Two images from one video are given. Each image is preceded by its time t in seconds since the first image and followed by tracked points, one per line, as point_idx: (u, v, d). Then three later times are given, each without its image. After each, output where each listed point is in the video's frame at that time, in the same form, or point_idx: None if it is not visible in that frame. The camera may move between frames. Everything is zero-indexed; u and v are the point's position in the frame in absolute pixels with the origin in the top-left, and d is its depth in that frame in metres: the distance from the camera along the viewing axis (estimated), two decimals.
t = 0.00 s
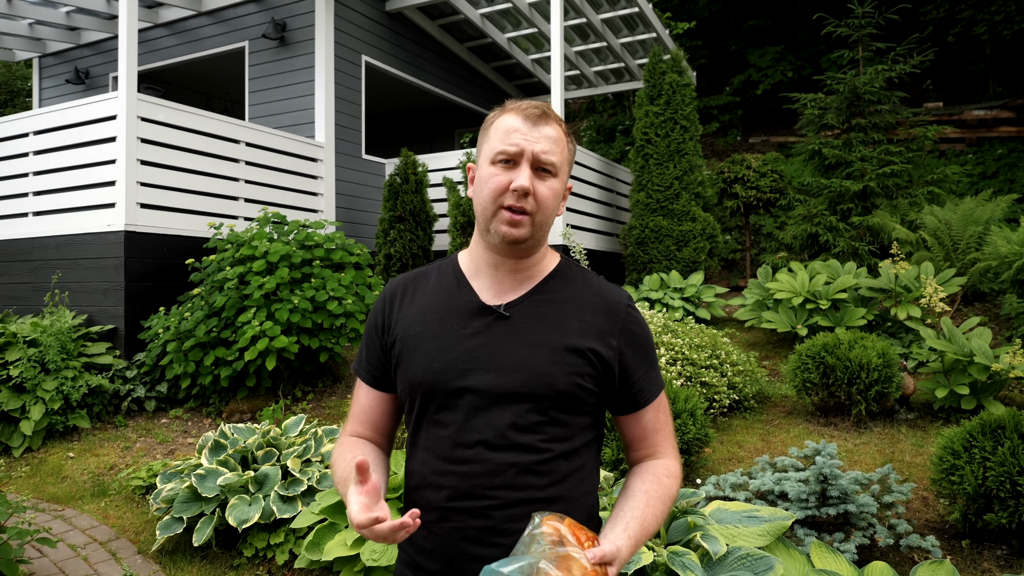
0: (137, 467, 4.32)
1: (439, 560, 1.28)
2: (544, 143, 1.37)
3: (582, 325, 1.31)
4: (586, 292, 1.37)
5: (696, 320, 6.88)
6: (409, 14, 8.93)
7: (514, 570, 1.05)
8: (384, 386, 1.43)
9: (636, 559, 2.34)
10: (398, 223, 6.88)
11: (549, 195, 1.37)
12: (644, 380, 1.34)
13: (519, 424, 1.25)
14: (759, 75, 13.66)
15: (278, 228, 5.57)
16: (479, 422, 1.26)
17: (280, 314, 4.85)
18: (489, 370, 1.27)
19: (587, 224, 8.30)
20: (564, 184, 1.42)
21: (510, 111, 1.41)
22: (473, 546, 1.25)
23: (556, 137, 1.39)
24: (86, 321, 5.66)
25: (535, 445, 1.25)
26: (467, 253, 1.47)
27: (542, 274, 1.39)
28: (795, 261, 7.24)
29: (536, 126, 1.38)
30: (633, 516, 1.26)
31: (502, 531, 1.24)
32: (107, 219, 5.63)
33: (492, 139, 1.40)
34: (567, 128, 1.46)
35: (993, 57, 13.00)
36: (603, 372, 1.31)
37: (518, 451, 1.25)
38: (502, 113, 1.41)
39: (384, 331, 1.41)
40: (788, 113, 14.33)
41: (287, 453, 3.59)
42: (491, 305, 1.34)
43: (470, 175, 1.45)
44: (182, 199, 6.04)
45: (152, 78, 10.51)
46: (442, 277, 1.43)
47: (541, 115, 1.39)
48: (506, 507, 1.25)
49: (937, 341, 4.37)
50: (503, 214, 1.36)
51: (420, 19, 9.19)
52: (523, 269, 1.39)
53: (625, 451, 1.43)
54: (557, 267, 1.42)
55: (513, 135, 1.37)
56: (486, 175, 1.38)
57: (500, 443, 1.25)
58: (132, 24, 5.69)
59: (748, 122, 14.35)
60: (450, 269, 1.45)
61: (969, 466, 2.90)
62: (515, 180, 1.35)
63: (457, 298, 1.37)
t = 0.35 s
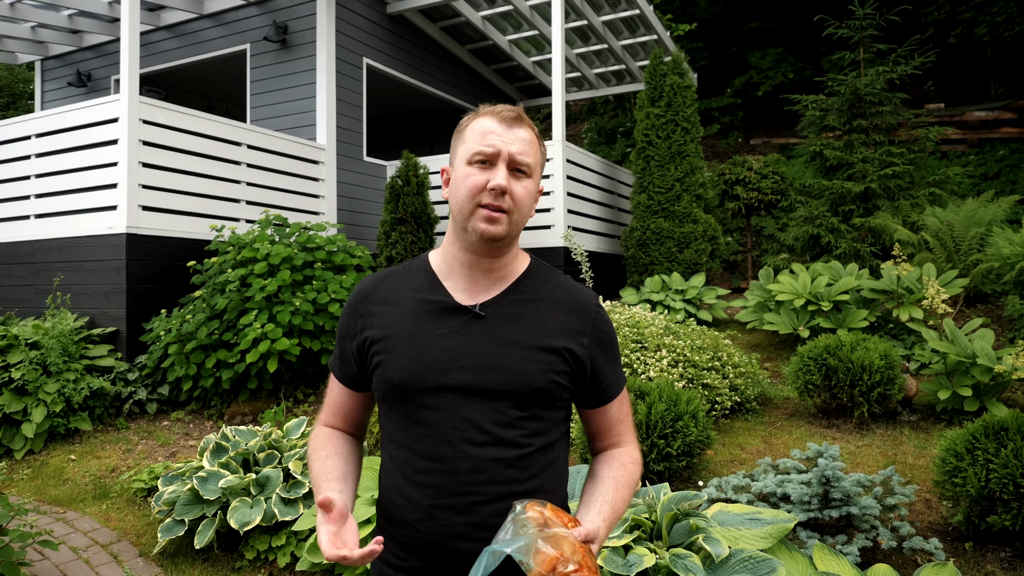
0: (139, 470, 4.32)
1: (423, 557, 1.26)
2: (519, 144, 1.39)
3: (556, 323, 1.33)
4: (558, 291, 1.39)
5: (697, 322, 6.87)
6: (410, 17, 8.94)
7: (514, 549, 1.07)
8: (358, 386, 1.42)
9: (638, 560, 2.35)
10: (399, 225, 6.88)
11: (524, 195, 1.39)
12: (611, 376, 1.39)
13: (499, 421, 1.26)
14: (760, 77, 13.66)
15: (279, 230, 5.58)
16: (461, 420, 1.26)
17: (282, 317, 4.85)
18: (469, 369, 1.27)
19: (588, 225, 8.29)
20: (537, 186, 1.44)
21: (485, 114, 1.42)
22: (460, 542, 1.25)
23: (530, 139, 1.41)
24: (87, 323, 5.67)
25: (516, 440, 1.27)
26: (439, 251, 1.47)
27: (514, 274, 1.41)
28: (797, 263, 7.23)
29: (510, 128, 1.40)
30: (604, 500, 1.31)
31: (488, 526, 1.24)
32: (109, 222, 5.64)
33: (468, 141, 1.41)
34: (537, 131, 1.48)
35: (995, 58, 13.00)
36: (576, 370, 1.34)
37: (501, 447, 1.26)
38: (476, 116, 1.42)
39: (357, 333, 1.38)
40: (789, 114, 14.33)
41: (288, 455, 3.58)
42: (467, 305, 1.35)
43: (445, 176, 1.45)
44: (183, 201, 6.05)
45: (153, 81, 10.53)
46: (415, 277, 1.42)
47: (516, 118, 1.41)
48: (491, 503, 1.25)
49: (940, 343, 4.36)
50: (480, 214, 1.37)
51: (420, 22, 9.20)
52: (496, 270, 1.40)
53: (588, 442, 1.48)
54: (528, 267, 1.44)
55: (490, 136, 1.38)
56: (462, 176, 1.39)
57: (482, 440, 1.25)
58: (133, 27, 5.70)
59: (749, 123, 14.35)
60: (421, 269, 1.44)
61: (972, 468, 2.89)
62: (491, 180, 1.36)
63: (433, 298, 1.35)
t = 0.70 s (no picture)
0: (142, 468, 4.33)
1: (427, 544, 1.28)
2: (480, 154, 1.35)
3: (538, 314, 1.35)
4: (536, 281, 1.40)
5: (699, 321, 6.87)
6: (412, 16, 8.95)
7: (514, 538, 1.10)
8: (347, 387, 1.40)
9: (640, 558, 2.36)
10: (402, 224, 6.89)
11: (492, 203, 1.37)
12: (589, 358, 1.42)
13: (492, 412, 1.28)
14: (762, 75, 13.64)
15: (282, 229, 5.58)
16: (456, 414, 1.27)
17: (285, 316, 4.86)
18: (460, 365, 1.28)
19: (590, 224, 8.29)
20: (503, 187, 1.41)
21: (440, 125, 1.37)
22: (462, 528, 1.27)
23: (490, 146, 1.37)
24: (91, 323, 5.69)
25: (508, 430, 1.29)
26: (415, 255, 1.44)
27: (492, 270, 1.40)
28: (800, 262, 7.21)
29: (467, 139, 1.35)
30: (587, 476, 1.36)
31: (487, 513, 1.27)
32: (112, 222, 5.66)
33: (427, 156, 1.37)
34: (496, 130, 1.43)
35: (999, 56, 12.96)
36: (558, 357, 1.36)
37: (495, 436, 1.28)
38: (431, 128, 1.38)
39: (344, 338, 1.36)
40: (792, 113, 14.30)
41: (291, 454, 3.59)
42: (451, 304, 1.34)
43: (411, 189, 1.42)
44: (186, 201, 6.06)
45: (156, 81, 10.55)
46: (396, 279, 1.39)
47: (472, 127, 1.36)
48: (489, 490, 1.27)
49: (942, 341, 4.35)
50: (450, 228, 1.34)
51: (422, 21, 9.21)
52: (474, 273, 1.38)
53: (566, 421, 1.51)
54: (505, 260, 1.44)
55: (448, 151, 1.34)
56: (428, 193, 1.36)
57: (478, 430, 1.27)
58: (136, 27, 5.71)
59: (752, 122, 14.33)
60: (401, 272, 1.41)
61: (975, 467, 2.89)
62: (457, 196, 1.34)
63: (422, 299, 1.34)
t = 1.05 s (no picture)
0: (145, 467, 4.34)
1: (437, 539, 1.28)
2: (468, 152, 1.35)
3: (533, 310, 1.34)
4: (529, 277, 1.40)
5: (702, 318, 6.86)
6: (413, 14, 8.94)
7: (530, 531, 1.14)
8: (346, 392, 1.39)
9: (644, 556, 2.36)
10: (404, 222, 6.88)
11: (481, 200, 1.37)
12: (583, 350, 1.41)
13: (495, 407, 1.28)
14: (764, 72, 13.62)
15: (284, 228, 5.58)
16: (460, 411, 1.27)
17: (287, 315, 4.86)
18: (461, 364, 1.28)
19: (592, 222, 8.28)
20: (491, 186, 1.42)
21: (428, 127, 1.38)
22: (471, 522, 1.27)
23: (478, 145, 1.38)
24: (93, 322, 5.69)
25: (511, 424, 1.28)
26: (407, 258, 1.44)
27: (485, 269, 1.40)
28: (802, 259, 7.20)
29: (456, 139, 1.36)
30: (585, 466, 1.37)
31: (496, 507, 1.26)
32: (114, 221, 5.66)
33: (416, 158, 1.37)
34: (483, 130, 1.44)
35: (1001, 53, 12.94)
36: (554, 351, 1.36)
37: (499, 431, 1.28)
38: (419, 130, 1.38)
39: (343, 345, 1.35)
40: (794, 110, 14.27)
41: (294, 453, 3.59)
42: (448, 304, 1.33)
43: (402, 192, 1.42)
44: (187, 200, 6.06)
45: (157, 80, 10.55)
46: (392, 284, 1.39)
47: (459, 128, 1.37)
48: (497, 484, 1.27)
49: (945, 338, 4.35)
50: (442, 225, 1.34)
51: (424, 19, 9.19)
52: (465, 272, 1.38)
53: (560, 412, 1.50)
54: (498, 259, 1.43)
55: (437, 151, 1.35)
56: (418, 192, 1.36)
57: (484, 425, 1.27)
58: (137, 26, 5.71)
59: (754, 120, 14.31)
60: (396, 275, 1.41)
61: (978, 463, 2.88)
62: (447, 193, 1.34)
63: (420, 302, 1.34)
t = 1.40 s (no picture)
0: (145, 466, 4.33)
1: (436, 535, 1.28)
2: (473, 149, 1.36)
3: (534, 306, 1.34)
4: (529, 274, 1.40)
5: (702, 317, 6.86)
6: (414, 13, 8.94)
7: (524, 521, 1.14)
8: (350, 389, 1.40)
9: (643, 555, 2.35)
10: (404, 221, 6.88)
11: (487, 195, 1.37)
12: (584, 347, 1.41)
13: (494, 404, 1.28)
14: (765, 72, 13.61)
15: (284, 227, 5.58)
16: (459, 408, 1.27)
17: (287, 313, 4.86)
18: (461, 360, 1.27)
19: (592, 221, 8.27)
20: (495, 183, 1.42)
21: (431, 125, 1.38)
22: (471, 518, 1.27)
23: (481, 142, 1.38)
24: (93, 321, 5.70)
25: (511, 421, 1.28)
26: (410, 257, 1.43)
27: (487, 266, 1.40)
28: (802, 258, 7.19)
29: (459, 135, 1.37)
30: (588, 461, 1.36)
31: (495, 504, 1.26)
32: (114, 219, 5.66)
33: (421, 155, 1.37)
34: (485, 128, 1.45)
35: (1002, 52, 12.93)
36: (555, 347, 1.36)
37: (499, 427, 1.28)
38: (422, 129, 1.38)
39: (344, 343, 1.35)
40: (795, 110, 14.26)
41: (294, 451, 3.59)
42: (449, 302, 1.33)
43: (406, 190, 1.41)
44: (187, 199, 6.06)
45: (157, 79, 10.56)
46: (393, 282, 1.38)
47: (463, 125, 1.38)
48: (497, 481, 1.27)
49: (945, 338, 4.35)
50: (449, 221, 1.34)
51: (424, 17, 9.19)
52: (469, 268, 1.38)
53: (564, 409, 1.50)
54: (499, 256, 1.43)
55: (442, 148, 1.35)
56: (424, 189, 1.35)
57: (484, 422, 1.27)
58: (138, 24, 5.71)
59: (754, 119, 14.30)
60: (397, 274, 1.40)
61: (977, 463, 2.88)
62: (454, 189, 1.34)
63: (421, 299, 1.34)
